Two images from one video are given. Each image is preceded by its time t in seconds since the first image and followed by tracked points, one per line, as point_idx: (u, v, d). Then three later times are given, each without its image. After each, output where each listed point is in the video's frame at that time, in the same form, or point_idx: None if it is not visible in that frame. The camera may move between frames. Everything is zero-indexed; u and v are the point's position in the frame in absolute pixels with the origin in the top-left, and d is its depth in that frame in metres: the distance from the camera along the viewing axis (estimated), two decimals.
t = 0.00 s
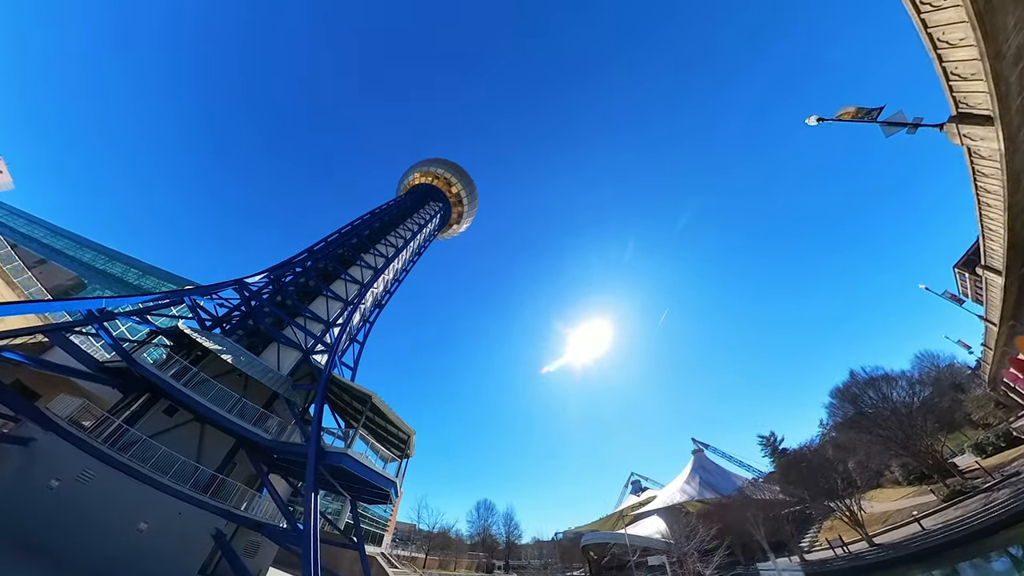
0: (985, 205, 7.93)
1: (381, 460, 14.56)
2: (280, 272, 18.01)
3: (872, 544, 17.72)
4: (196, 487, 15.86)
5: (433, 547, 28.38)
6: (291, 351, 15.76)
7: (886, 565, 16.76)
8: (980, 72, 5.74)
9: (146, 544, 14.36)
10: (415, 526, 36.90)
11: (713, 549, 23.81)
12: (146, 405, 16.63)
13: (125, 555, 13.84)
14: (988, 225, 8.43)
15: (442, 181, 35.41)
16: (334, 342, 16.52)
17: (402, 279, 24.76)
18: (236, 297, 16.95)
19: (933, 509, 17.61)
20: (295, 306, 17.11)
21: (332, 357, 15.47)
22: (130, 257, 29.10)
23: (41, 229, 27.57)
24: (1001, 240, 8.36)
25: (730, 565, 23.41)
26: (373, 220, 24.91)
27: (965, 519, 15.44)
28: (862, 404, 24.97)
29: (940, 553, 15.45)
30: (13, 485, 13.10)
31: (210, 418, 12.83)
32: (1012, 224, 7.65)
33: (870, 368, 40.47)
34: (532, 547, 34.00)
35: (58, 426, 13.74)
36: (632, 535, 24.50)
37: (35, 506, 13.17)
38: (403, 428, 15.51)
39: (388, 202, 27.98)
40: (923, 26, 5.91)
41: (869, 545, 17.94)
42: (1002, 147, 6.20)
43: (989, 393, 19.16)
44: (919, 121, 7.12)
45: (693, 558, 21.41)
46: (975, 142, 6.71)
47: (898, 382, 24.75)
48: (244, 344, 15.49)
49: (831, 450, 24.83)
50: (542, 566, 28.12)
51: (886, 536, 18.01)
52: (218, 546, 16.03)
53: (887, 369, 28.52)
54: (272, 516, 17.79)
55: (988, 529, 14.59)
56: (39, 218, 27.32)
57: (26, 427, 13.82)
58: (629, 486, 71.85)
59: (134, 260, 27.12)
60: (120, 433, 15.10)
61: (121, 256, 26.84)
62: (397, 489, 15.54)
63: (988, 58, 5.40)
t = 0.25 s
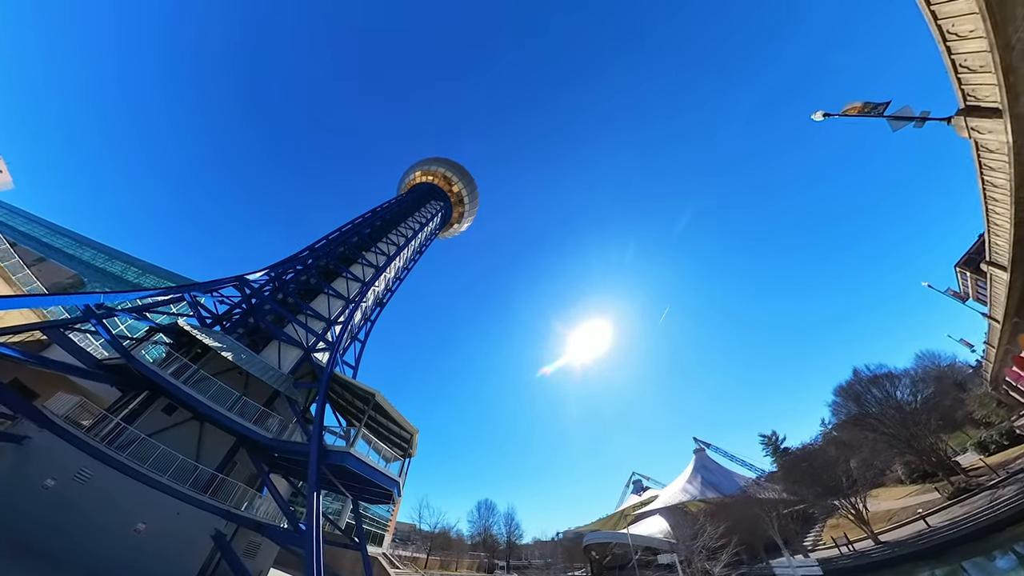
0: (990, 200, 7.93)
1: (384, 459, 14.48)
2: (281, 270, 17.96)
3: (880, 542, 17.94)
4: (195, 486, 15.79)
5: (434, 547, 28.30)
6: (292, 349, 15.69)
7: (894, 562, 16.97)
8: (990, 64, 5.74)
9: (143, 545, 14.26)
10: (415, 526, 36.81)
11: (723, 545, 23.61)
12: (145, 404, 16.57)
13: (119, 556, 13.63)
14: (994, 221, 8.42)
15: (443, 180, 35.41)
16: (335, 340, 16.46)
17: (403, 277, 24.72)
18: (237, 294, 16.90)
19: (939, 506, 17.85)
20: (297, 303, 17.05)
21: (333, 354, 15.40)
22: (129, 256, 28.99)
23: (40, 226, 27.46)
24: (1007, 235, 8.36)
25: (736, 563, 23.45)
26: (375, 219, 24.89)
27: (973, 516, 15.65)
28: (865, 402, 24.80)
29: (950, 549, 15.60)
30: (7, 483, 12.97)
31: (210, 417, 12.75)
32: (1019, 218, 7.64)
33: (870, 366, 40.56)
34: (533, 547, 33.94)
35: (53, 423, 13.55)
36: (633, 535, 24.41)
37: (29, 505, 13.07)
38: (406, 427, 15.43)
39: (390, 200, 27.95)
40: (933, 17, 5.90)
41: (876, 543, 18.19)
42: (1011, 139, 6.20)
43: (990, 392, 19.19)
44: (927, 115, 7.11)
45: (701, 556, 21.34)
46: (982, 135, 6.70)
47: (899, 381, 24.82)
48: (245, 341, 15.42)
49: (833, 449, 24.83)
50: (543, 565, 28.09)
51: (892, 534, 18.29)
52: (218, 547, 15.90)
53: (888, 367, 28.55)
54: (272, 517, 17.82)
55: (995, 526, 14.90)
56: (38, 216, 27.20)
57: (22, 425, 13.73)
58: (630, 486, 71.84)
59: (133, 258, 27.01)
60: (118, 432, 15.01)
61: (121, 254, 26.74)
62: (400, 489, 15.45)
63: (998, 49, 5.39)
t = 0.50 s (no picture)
0: (997, 194, 7.94)
1: (388, 457, 14.42)
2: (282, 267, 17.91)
3: (886, 540, 18.08)
4: (194, 485, 15.72)
5: (436, 547, 28.20)
6: (294, 346, 15.64)
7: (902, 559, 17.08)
8: (999, 56, 5.75)
9: (140, 546, 14.13)
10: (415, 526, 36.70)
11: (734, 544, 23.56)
12: (143, 401, 16.49)
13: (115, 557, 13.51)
14: (1001, 215, 8.42)
15: (444, 178, 35.40)
16: (338, 337, 16.40)
17: (404, 276, 24.69)
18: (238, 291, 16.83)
19: (944, 503, 17.96)
20: (298, 301, 17.01)
21: (335, 351, 15.36)
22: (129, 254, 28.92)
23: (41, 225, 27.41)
24: (1014, 230, 8.35)
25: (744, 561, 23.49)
26: (376, 217, 24.85)
27: (978, 512, 15.73)
28: (868, 401, 24.82)
29: (957, 545, 15.79)
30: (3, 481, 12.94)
31: (211, 415, 12.68)
32: None
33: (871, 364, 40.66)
34: (535, 547, 33.86)
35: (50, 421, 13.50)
36: (636, 535, 24.32)
37: (25, 505, 12.96)
38: (410, 425, 15.38)
39: (391, 199, 27.93)
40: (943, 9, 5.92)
41: (882, 540, 18.37)
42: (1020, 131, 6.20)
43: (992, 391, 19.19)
44: (934, 109, 7.09)
45: (711, 554, 21.28)
46: (991, 127, 6.69)
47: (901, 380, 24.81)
48: (246, 339, 15.36)
49: (835, 449, 24.81)
50: (545, 565, 28.03)
51: (898, 531, 18.48)
52: (218, 548, 15.71)
53: (890, 365, 28.59)
54: (274, 516, 17.81)
55: (1001, 522, 14.96)
56: (37, 215, 27.11)
57: (18, 423, 13.65)
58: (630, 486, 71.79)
59: (133, 257, 26.95)
60: (117, 429, 14.90)
61: (121, 253, 26.68)
62: (404, 488, 15.38)
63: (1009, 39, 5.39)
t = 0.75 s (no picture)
0: (1003, 190, 7.93)
1: (391, 456, 14.35)
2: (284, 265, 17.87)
3: (891, 537, 18.13)
4: (195, 485, 15.67)
5: (437, 548, 28.15)
6: (295, 345, 15.58)
7: (910, 556, 17.13)
8: (1008, 50, 5.76)
9: (140, 547, 14.05)
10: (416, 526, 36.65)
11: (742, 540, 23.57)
12: (143, 400, 16.38)
13: (115, 558, 13.48)
14: (1006, 212, 8.42)
15: (445, 177, 35.44)
16: (340, 335, 16.36)
17: (405, 274, 24.67)
18: (240, 289, 16.78)
19: (951, 501, 17.92)
20: (300, 298, 16.99)
21: (338, 349, 15.30)
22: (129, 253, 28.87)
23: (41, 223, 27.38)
24: (1019, 226, 8.36)
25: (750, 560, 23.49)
26: (377, 215, 24.84)
27: (986, 509, 15.71)
28: (872, 399, 25.05)
29: (964, 542, 15.82)
30: None
31: (211, 414, 12.60)
32: None
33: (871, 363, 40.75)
34: (536, 547, 33.84)
35: (47, 419, 13.33)
36: (638, 535, 24.27)
37: (19, 505, 12.74)
38: (414, 424, 15.31)
39: (392, 198, 27.94)
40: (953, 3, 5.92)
41: (888, 537, 18.40)
42: None
43: (993, 390, 19.22)
44: (941, 104, 7.07)
45: (721, 553, 21.16)
46: (998, 122, 6.66)
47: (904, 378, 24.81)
48: (247, 336, 15.29)
49: (839, 449, 24.79)
50: (546, 564, 28.07)
51: (904, 529, 18.51)
52: (218, 551, 15.68)
53: (891, 364, 28.64)
54: (274, 517, 17.74)
55: (1010, 518, 14.93)
56: (36, 214, 27.06)
57: (14, 422, 13.40)
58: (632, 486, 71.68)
59: (133, 256, 26.89)
60: (116, 428, 14.83)
61: (121, 252, 26.63)
62: (407, 488, 15.31)
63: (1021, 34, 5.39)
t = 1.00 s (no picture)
0: (1009, 185, 8.00)
1: (395, 455, 14.29)
2: (286, 263, 17.82)
3: (895, 534, 18.18)
4: (196, 486, 15.58)
5: (439, 548, 28.10)
6: (297, 343, 15.50)
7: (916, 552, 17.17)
8: (1016, 44, 5.78)
9: (140, 548, 13.96)
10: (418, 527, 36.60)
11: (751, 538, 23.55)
12: (142, 399, 16.25)
13: (113, 560, 13.34)
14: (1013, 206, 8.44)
15: (446, 176, 35.43)
16: (342, 333, 16.31)
17: (407, 273, 24.64)
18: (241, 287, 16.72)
19: (958, 497, 17.85)
20: (302, 296, 16.92)
21: (340, 348, 15.24)
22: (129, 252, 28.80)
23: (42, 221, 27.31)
24: None
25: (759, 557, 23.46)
26: (380, 214, 24.81)
27: (991, 506, 15.70)
28: (876, 398, 25.29)
29: (970, 539, 15.84)
30: None
31: (212, 412, 12.52)
32: None
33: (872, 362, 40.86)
34: (537, 547, 33.80)
35: (43, 417, 13.27)
36: (641, 535, 24.28)
37: (14, 505, 12.67)
38: (418, 423, 15.24)
39: (394, 196, 27.93)
40: None
41: (892, 534, 18.42)
42: None
43: (995, 388, 19.27)
44: (949, 99, 7.08)
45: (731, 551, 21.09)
46: (1006, 116, 6.72)
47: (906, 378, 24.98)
48: (249, 335, 15.21)
49: (842, 448, 24.79)
50: (548, 565, 28.01)
51: (909, 526, 18.52)
52: (219, 552, 15.67)
53: (893, 362, 28.71)
54: (275, 517, 17.70)
55: (1015, 515, 14.92)
56: (37, 212, 27.00)
57: (11, 421, 13.34)
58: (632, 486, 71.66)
59: (134, 255, 26.85)
60: (115, 427, 14.75)
61: (122, 251, 26.58)
62: (412, 488, 15.25)
63: None
